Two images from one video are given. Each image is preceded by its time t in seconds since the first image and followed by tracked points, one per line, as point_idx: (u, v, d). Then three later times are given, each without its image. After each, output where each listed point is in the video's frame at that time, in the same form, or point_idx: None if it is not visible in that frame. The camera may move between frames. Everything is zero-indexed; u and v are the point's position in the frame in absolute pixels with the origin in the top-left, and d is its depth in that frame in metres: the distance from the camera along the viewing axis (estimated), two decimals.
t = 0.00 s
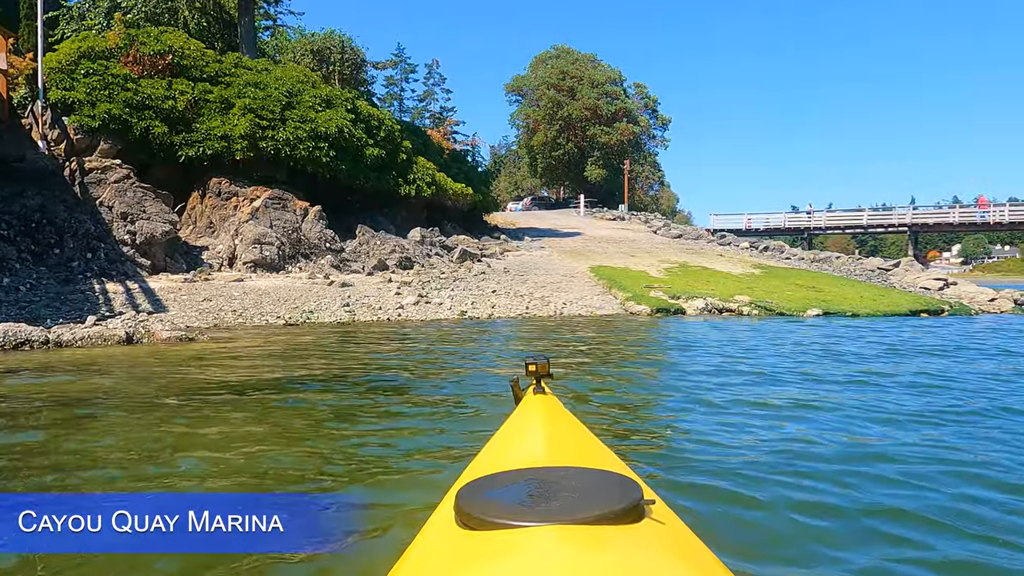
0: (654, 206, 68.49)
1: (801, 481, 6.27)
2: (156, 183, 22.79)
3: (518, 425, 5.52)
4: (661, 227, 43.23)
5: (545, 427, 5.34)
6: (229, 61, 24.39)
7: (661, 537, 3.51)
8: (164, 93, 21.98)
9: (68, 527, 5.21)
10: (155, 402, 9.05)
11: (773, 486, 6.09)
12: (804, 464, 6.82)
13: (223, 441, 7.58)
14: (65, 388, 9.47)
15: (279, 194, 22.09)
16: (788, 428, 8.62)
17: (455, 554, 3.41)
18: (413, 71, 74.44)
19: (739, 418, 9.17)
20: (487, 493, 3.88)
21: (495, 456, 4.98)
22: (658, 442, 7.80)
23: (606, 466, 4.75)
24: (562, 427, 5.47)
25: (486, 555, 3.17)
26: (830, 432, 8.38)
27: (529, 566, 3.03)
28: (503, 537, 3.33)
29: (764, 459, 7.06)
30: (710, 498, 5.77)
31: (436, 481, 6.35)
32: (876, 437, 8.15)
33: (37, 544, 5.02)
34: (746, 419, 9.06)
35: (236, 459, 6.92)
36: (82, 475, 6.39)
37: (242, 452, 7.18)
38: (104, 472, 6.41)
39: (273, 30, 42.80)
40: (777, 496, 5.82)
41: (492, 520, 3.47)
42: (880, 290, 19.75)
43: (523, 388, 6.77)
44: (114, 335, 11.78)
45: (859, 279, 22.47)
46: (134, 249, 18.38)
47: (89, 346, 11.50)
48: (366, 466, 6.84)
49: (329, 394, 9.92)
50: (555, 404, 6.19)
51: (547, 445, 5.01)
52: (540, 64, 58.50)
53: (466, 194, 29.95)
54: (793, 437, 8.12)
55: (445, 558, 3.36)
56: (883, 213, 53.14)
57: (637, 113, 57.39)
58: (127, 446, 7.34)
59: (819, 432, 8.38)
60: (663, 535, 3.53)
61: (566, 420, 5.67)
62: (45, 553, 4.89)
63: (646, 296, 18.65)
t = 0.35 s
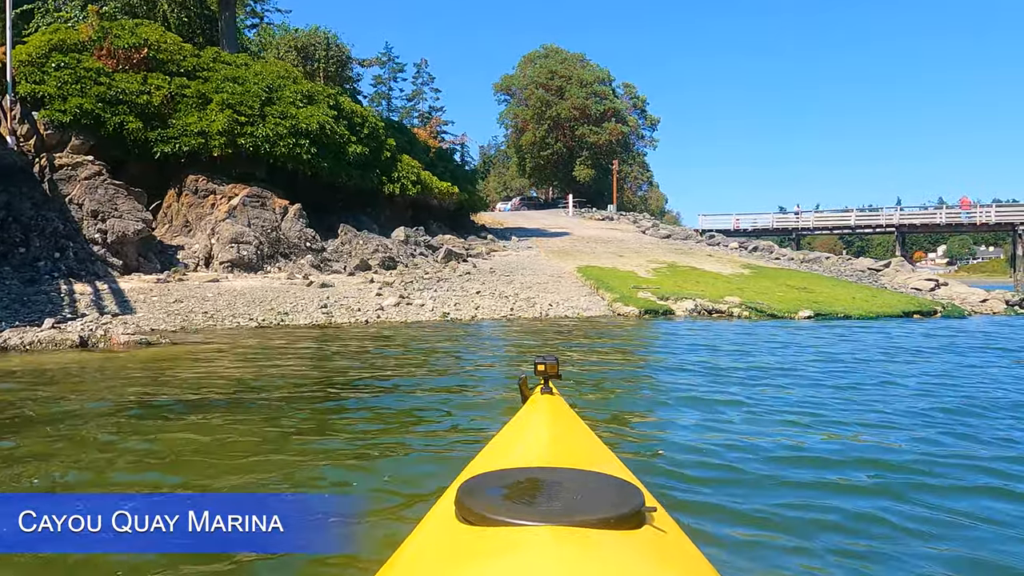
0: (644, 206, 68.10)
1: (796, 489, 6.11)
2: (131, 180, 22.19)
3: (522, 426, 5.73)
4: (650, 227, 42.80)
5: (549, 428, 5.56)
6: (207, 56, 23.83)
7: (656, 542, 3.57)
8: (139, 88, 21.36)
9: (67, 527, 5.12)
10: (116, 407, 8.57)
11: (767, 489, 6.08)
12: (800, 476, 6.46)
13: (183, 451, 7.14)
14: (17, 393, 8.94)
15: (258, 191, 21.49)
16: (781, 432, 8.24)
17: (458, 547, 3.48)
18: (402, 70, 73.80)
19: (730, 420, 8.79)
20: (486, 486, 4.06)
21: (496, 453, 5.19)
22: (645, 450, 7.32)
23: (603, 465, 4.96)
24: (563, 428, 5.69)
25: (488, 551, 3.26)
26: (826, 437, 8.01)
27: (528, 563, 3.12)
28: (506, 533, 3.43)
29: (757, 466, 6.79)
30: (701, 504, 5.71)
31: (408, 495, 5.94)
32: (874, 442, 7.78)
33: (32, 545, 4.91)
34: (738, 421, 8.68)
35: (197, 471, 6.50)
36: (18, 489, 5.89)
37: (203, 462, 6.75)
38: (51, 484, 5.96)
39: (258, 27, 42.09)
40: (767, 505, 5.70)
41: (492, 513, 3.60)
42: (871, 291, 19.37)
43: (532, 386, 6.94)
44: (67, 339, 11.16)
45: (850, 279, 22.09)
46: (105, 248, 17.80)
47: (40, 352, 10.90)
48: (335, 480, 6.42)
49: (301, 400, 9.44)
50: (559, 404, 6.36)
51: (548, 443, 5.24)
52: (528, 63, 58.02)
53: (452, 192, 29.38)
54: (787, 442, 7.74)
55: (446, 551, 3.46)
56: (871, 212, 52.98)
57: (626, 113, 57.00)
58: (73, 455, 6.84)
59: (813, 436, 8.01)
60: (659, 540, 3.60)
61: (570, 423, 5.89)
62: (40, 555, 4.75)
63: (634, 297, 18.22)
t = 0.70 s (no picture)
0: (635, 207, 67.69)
1: (805, 493, 5.77)
2: (108, 178, 21.62)
3: (536, 428, 5.73)
4: (641, 227, 42.33)
5: (563, 427, 5.54)
6: (188, 50, 23.28)
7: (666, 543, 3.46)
8: (116, 82, 20.73)
9: (62, 527, 4.84)
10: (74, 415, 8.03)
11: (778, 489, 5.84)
12: (807, 484, 6.03)
13: (144, 462, 6.63)
14: None
15: (239, 188, 20.90)
16: (783, 435, 7.78)
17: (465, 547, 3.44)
18: (392, 70, 73.26)
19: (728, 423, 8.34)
20: (500, 485, 4.05)
21: (509, 454, 5.19)
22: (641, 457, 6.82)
23: (618, 465, 4.94)
24: (576, 429, 5.68)
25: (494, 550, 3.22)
26: (830, 441, 7.56)
27: (533, 561, 3.07)
28: (515, 531, 3.40)
29: (761, 469, 6.41)
30: (709, 507, 5.42)
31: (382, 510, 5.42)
32: (882, 447, 7.33)
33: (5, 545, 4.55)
34: (736, 425, 8.23)
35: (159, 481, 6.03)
36: None
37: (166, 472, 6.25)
38: None
39: (245, 23, 41.44)
40: (776, 509, 5.39)
41: (504, 512, 3.59)
42: (867, 292, 18.96)
43: (544, 387, 7.00)
44: (21, 343, 10.53)
45: (844, 279, 21.68)
46: (79, 247, 17.19)
47: None
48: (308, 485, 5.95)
49: (275, 407, 8.94)
50: (574, 408, 6.39)
51: (561, 443, 5.22)
52: (519, 63, 57.54)
53: (440, 191, 28.83)
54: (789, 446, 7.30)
55: (453, 550, 3.44)
56: (861, 213, 52.77)
57: (617, 113, 56.58)
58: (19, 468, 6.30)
59: (817, 440, 7.57)
60: (670, 541, 3.52)
61: (582, 423, 5.88)
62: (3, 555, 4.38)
63: (625, 297, 17.74)
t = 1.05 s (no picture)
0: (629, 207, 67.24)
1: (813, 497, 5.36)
2: (88, 175, 21.11)
3: (538, 425, 5.50)
4: (635, 226, 41.85)
5: (567, 427, 5.26)
6: (172, 44, 22.80)
7: (672, 549, 3.21)
8: (97, 76, 20.24)
9: None
10: (31, 423, 7.55)
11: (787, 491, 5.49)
12: (812, 487, 5.59)
13: (98, 474, 6.17)
14: None
15: (223, 185, 20.40)
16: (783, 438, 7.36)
17: (456, 551, 3.22)
18: (386, 69, 72.69)
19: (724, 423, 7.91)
20: (500, 485, 3.82)
21: (510, 453, 4.97)
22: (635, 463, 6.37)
23: (625, 463, 4.71)
24: (580, 426, 5.44)
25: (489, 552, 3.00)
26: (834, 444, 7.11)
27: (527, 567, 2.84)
28: (511, 532, 3.19)
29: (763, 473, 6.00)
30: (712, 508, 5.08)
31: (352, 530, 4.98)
32: (890, 450, 6.88)
33: None
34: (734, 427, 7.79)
35: (111, 500, 5.58)
36: None
37: (119, 490, 5.80)
38: None
39: (235, 20, 40.88)
40: (784, 511, 5.03)
41: (502, 511, 3.38)
42: (866, 292, 18.54)
43: (550, 388, 6.64)
44: None
45: (842, 279, 21.26)
46: (56, 245, 16.70)
47: None
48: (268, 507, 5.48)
49: (248, 411, 8.46)
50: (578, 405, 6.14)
51: (564, 441, 4.99)
52: (513, 61, 57.09)
53: (432, 189, 28.32)
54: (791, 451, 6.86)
55: (445, 553, 3.21)
56: (855, 212, 52.42)
57: (611, 112, 56.15)
58: None
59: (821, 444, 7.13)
60: (675, 547, 3.27)
61: (586, 418, 5.64)
62: None
63: (619, 298, 17.29)
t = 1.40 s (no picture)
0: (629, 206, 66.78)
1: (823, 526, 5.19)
2: (78, 172, 20.70)
3: (540, 421, 5.34)
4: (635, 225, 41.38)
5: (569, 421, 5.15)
6: (164, 39, 22.40)
7: (679, 549, 3.16)
8: (86, 71, 19.81)
9: None
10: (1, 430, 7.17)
11: (795, 514, 5.40)
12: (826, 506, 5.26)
13: (65, 484, 5.79)
14: None
15: (215, 182, 19.98)
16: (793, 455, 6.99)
17: (463, 552, 3.18)
18: (384, 68, 72.18)
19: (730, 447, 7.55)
20: (504, 484, 3.75)
21: (511, 451, 4.82)
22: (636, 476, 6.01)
23: (630, 460, 4.60)
24: (582, 421, 5.29)
25: (496, 550, 2.97)
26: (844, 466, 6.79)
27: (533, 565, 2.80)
28: (517, 533, 3.15)
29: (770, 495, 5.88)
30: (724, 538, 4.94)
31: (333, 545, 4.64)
32: (907, 476, 6.52)
33: None
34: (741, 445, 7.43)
35: (78, 511, 5.22)
36: None
37: (83, 501, 5.41)
38: None
39: (231, 15, 40.34)
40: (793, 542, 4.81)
41: (507, 513, 3.34)
42: (872, 293, 18.13)
43: (554, 387, 6.26)
44: None
45: (847, 279, 20.84)
46: (41, 243, 16.30)
47: None
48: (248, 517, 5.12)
49: (233, 416, 8.07)
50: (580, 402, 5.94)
51: (567, 436, 4.82)
52: (513, 60, 56.63)
53: (429, 187, 27.89)
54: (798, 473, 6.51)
55: (452, 554, 3.19)
56: (856, 212, 51.98)
57: (611, 111, 55.70)
58: None
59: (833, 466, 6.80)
60: (681, 546, 3.21)
61: (588, 412, 5.52)
62: None
63: (620, 298, 16.87)
